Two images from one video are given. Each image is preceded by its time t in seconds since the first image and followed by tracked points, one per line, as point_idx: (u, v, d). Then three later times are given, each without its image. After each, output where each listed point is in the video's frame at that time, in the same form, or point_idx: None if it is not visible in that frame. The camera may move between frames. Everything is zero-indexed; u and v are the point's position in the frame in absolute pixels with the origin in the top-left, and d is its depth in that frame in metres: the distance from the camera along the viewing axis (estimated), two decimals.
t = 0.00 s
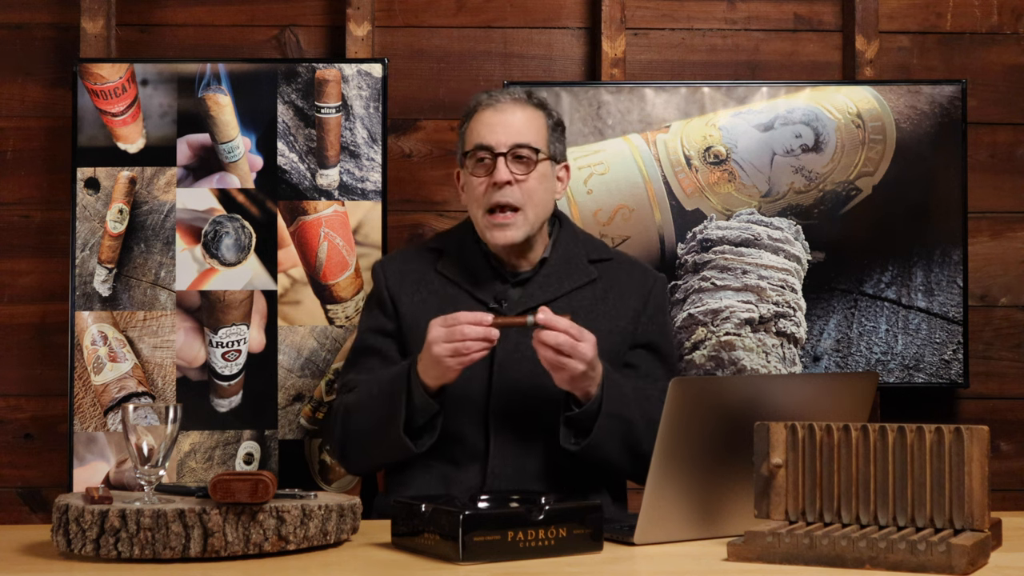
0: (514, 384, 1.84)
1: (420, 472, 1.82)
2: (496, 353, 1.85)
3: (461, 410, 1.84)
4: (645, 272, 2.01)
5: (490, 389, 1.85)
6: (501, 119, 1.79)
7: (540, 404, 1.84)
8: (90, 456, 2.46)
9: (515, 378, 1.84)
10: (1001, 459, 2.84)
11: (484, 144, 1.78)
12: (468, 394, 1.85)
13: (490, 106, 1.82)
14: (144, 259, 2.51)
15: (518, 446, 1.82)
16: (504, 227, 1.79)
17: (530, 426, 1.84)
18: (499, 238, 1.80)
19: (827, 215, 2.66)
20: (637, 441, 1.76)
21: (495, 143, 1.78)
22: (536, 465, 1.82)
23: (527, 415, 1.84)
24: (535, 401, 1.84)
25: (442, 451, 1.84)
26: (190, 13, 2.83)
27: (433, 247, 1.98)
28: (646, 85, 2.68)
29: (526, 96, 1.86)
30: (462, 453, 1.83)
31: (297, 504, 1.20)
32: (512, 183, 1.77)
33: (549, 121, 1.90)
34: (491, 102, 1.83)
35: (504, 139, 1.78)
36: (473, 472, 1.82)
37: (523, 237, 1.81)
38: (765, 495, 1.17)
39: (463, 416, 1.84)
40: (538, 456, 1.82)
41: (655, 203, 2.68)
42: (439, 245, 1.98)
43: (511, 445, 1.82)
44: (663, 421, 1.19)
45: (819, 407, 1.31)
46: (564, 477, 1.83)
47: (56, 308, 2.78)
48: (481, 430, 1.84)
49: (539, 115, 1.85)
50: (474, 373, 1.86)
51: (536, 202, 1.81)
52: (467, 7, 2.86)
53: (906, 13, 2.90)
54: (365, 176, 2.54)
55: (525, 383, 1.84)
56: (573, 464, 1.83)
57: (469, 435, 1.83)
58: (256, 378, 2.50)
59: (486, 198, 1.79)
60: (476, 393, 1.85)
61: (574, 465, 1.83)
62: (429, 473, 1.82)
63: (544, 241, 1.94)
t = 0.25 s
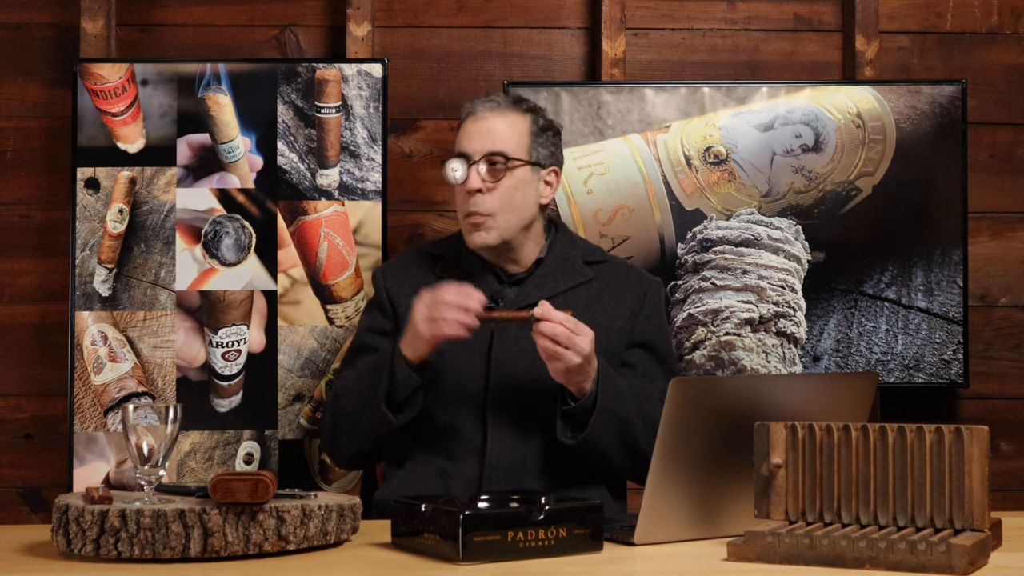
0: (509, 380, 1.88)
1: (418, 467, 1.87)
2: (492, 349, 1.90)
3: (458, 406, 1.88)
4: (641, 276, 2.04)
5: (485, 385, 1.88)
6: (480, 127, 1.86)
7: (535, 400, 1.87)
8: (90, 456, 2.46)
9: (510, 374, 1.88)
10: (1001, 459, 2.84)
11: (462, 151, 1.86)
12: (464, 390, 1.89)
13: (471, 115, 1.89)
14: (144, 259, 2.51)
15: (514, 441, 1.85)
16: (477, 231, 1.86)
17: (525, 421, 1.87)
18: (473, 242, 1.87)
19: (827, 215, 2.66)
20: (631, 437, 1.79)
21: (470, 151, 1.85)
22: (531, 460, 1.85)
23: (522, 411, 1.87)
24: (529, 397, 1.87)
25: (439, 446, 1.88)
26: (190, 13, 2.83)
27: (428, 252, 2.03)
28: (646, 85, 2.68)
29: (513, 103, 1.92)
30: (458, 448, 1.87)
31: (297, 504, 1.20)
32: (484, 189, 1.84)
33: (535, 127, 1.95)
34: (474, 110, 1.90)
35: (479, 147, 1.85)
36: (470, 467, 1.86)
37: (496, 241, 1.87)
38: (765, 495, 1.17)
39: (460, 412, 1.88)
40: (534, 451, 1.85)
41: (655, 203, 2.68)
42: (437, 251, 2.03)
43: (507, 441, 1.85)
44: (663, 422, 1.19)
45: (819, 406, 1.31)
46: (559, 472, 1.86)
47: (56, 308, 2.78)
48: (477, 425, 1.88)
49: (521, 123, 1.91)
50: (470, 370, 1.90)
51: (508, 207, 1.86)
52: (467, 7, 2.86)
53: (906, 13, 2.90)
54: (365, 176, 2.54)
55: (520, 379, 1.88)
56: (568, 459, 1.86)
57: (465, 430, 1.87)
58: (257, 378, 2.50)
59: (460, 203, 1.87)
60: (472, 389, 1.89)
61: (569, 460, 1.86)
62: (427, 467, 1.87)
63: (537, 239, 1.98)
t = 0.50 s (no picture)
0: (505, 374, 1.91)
1: (414, 459, 1.90)
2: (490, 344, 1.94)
3: (453, 399, 1.91)
4: (636, 279, 2.15)
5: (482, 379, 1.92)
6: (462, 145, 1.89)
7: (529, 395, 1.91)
8: (90, 456, 2.46)
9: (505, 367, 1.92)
10: (1001, 459, 2.84)
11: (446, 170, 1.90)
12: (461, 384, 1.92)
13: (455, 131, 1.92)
14: (144, 259, 2.51)
15: (509, 435, 1.88)
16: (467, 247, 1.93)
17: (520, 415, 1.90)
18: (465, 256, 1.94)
19: (827, 215, 2.66)
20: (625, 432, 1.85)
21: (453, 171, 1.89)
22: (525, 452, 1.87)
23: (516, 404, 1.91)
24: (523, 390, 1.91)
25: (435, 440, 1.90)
26: (190, 13, 2.83)
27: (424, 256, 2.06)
28: (646, 85, 2.68)
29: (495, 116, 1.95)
30: (454, 442, 1.89)
31: (297, 504, 1.20)
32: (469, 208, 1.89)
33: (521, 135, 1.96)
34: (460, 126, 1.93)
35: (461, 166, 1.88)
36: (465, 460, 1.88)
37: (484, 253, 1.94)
38: (765, 496, 1.17)
39: (457, 406, 1.90)
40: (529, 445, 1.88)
41: (655, 203, 2.68)
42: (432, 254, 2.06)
43: (503, 435, 1.88)
44: (662, 421, 1.19)
45: (819, 406, 1.31)
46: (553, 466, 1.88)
47: (56, 308, 2.78)
48: (474, 419, 1.90)
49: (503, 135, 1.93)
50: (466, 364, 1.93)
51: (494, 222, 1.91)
52: (467, 7, 2.86)
53: (906, 13, 2.90)
54: (365, 177, 2.55)
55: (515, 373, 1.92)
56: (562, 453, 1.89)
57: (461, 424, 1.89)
58: (257, 378, 2.50)
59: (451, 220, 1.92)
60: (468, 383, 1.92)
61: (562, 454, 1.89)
62: (423, 460, 1.89)
63: (536, 240, 2.05)
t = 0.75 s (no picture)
0: (502, 369, 1.95)
1: (413, 454, 1.95)
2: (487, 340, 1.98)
3: (452, 395, 1.96)
4: (635, 281, 2.11)
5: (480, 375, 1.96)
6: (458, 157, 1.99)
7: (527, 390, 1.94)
8: (90, 456, 2.46)
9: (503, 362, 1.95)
10: (1001, 459, 2.84)
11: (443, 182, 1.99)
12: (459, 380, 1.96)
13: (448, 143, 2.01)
14: (144, 259, 2.51)
15: (506, 429, 1.92)
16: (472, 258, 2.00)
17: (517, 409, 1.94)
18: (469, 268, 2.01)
19: (827, 215, 2.66)
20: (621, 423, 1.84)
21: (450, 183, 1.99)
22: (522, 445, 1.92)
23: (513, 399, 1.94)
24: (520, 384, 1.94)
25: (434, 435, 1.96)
26: (190, 13, 2.83)
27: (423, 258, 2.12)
28: (646, 85, 2.68)
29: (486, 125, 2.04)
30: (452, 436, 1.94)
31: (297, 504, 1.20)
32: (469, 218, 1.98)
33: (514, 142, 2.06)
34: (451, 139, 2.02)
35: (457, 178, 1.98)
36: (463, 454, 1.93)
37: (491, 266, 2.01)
38: (765, 496, 1.17)
39: (455, 401, 1.95)
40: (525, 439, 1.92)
41: (655, 203, 2.68)
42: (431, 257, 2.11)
43: (500, 429, 1.92)
44: (662, 420, 1.19)
45: (819, 406, 1.31)
46: (550, 460, 1.92)
47: (56, 308, 2.79)
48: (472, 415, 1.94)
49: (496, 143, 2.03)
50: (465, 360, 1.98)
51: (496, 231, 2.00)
52: (467, 7, 2.86)
53: (906, 13, 2.90)
54: (365, 176, 2.55)
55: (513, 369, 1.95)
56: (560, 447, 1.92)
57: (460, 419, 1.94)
58: (257, 378, 2.50)
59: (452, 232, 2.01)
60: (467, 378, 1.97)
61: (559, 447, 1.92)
62: (422, 455, 1.94)
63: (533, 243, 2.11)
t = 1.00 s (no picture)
0: (502, 368, 1.95)
1: (415, 455, 1.94)
2: (487, 340, 1.98)
3: (452, 394, 1.95)
4: (630, 285, 2.18)
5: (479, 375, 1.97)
6: (468, 144, 2.02)
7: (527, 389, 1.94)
8: (90, 456, 2.46)
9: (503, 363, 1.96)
10: (1001, 459, 2.84)
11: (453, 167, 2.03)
12: (459, 380, 1.97)
13: (459, 131, 2.04)
14: (144, 259, 2.51)
15: (507, 428, 1.92)
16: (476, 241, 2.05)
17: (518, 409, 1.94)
18: (471, 251, 2.07)
19: (827, 215, 2.66)
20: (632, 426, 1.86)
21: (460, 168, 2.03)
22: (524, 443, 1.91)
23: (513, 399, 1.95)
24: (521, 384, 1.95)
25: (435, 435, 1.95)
26: (190, 13, 2.83)
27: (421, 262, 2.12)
28: (646, 85, 2.68)
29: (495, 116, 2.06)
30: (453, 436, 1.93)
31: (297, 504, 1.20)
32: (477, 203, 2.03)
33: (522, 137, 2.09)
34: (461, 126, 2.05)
35: (468, 164, 2.02)
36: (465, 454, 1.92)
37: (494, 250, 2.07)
38: (765, 495, 1.17)
39: (456, 400, 1.95)
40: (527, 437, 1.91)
41: (655, 203, 2.68)
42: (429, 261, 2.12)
43: (501, 428, 1.92)
44: (662, 421, 1.19)
45: (819, 406, 1.31)
46: (552, 458, 1.91)
47: (56, 308, 2.78)
48: (472, 414, 1.94)
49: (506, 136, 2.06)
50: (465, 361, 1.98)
51: (502, 217, 2.06)
52: (467, 7, 2.86)
53: (906, 13, 2.90)
54: (365, 176, 2.55)
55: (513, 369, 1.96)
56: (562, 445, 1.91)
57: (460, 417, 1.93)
58: (257, 378, 2.50)
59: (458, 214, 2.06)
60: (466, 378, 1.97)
61: (560, 446, 1.91)
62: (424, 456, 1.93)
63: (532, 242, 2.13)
